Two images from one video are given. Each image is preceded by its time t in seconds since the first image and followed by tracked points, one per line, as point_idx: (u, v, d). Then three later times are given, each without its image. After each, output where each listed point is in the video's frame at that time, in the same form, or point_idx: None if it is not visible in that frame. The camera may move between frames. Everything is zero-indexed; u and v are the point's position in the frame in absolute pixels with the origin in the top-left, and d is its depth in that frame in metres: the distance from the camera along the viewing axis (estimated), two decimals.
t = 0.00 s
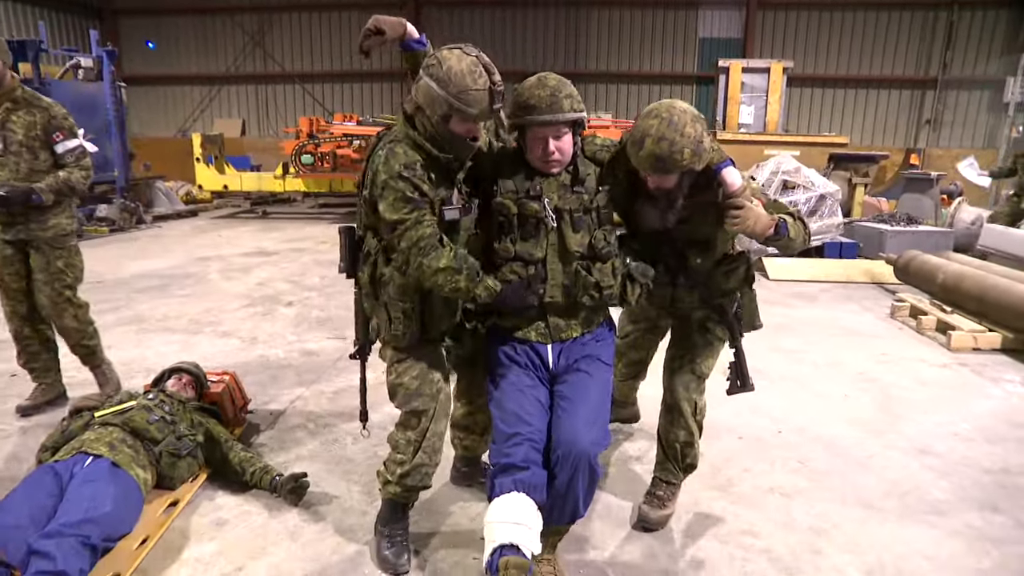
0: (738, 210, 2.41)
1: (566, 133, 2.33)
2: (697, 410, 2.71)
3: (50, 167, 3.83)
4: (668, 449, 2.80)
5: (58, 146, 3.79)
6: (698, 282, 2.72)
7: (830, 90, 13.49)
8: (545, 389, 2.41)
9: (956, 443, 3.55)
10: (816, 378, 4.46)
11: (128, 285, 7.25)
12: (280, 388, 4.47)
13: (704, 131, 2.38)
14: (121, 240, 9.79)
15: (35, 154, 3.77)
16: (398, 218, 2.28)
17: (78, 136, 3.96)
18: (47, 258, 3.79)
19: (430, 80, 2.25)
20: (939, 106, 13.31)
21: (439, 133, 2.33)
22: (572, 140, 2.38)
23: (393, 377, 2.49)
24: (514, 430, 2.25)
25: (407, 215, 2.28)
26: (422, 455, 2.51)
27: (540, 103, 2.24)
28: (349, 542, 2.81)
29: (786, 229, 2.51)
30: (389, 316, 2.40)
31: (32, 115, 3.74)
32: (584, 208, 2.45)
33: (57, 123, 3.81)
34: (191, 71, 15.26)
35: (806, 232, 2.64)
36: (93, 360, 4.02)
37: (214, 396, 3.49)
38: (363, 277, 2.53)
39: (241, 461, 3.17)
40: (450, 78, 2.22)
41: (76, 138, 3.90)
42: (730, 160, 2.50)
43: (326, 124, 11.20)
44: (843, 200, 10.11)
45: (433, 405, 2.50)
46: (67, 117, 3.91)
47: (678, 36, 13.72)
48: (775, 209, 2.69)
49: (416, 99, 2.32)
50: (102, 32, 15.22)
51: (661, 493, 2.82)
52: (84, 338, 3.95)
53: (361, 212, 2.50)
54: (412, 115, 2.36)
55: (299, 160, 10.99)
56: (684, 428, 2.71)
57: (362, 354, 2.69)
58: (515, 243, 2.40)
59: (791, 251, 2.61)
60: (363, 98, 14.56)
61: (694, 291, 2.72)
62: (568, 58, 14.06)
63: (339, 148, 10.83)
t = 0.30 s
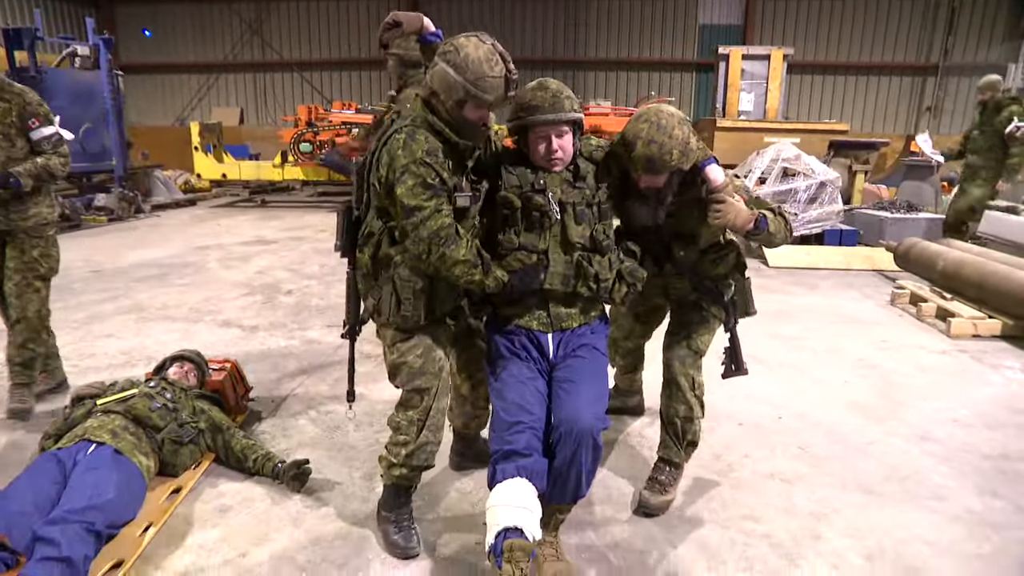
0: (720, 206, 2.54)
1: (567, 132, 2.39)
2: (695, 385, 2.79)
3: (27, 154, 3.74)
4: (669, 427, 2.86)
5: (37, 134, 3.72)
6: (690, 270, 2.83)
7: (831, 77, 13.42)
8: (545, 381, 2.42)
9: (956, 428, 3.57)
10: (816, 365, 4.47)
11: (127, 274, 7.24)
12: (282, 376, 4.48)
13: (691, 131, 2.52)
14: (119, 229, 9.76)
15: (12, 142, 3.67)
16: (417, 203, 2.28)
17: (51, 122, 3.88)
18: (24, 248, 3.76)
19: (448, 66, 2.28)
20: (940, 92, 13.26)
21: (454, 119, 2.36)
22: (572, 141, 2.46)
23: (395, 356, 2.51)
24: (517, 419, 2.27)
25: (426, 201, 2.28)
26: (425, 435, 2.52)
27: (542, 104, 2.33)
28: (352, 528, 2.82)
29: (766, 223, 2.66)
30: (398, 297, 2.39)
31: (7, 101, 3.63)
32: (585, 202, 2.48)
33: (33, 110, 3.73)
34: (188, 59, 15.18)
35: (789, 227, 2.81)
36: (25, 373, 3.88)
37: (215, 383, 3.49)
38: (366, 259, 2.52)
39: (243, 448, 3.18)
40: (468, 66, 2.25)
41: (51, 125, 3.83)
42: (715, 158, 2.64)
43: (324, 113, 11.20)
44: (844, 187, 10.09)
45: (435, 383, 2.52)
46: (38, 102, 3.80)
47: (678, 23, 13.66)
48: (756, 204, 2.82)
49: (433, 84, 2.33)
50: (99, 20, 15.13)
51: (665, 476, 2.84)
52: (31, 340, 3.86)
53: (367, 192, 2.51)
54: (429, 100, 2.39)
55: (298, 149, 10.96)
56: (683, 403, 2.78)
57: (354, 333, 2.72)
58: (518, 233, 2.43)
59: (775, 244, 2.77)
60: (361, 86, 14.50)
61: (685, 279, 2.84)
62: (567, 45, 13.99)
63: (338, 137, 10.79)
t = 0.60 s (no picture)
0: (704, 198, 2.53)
1: (558, 130, 2.46)
2: (699, 368, 2.82)
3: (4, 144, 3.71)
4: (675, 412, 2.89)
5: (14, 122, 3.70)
6: (694, 263, 2.89)
7: (833, 62, 13.34)
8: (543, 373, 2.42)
9: (955, 412, 3.58)
10: (817, 350, 4.47)
11: (127, 260, 7.23)
12: (283, 362, 4.48)
13: (679, 128, 2.56)
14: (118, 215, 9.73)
15: None
16: (418, 180, 2.30)
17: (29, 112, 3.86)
18: None
19: (462, 52, 2.32)
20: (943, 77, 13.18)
21: (467, 105, 2.40)
22: (564, 141, 2.51)
23: (399, 333, 2.54)
24: (518, 407, 2.27)
25: (426, 179, 2.30)
26: (428, 408, 2.54)
27: (531, 103, 2.41)
28: (354, 512, 2.84)
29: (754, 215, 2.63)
30: (399, 275, 2.45)
31: None
32: (577, 189, 2.52)
33: (10, 98, 3.71)
34: (187, 44, 15.08)
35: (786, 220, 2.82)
36: None
37: (216, 369, 3.50)
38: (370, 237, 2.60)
39: (244, 434, 3.18)
40: (483, 53, 2.30)
41: (28, 114, 3.80)
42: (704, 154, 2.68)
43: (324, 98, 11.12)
44: (846, 172, 10.04)
45: (438, 357, 2.54)
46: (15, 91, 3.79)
47: (679, 7, 13.55)
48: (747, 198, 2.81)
49: (448, 68, 2.36)
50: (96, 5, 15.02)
51: (672, 464, 2.85)
52: None
53: (377, 173, 2.56)
54: (442, 84, 2.41)
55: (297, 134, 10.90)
56: (687, 386, 2.81)
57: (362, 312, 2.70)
58: (512, 215, 2.48)
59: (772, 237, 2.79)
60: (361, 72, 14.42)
61: (686, 269, 2.89)
62: (568, 30, 13.89)
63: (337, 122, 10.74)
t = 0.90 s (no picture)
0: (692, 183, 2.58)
1: (556, 129, 2.56)
2: (699, 352, 2.81)
3: None
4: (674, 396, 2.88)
5: None
6: (691, 244, 2.92)
7: (837, 46, 13.24)
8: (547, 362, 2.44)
9: (955, 399, 3.58)
10: (819, 336, 4.48)
11: (128, 247, 7.21)
12: (285, 348, 4.48)
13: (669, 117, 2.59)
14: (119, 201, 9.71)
15: None
16: (415, 166, 2.39)
17: None
18: None
19: (472, 38, 2.36)
20: (949, 62, 13.05)
21: (470, 94, 2.48)
22: (562, 140, 2.61)
23: (409, 310, 2.69)
24: (522, 393, 2.29)
25: (423, 165, 2.40)
26: (447, 373, 2.69)
27: (528, 105, 2.53)
28: (356, 498, 2.84)
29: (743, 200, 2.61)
30: (391, 257, 2.58)
31: None
32: (574, 180, 2.57)
33: None
34: (186, 29, 14.98)
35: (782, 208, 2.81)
36: None
37: (217, 355, 3.50)
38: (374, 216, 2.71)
39: (245, 419, 3.19)
40: (494, 43, 2.34)
41: None
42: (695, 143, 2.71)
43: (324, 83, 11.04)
44: (849, 158, 9.99)
45: (450, 328, 2.67)
46: None
47: None
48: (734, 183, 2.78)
49: (454, 56, 2.42)
50: None
51: (673, 449, 2.85)
52: None
53: (379, 153, 2.66)
54: (445, 70, 2.48)
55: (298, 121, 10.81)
56: (685, 369, 2.81)
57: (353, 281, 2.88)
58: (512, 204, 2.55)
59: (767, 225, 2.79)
60: (362, 57, 14.33)
61: (685, 258, 2.95)
62: (570, 15, 13.76)
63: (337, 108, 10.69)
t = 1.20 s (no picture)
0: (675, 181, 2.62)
1: (546, 133, 2.63)
2: (693, 339, 2.81)
3: None
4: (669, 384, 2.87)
5: None
6: (681, 244, 2.95)
7: (837, 37, 13.21)
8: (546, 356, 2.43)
9: (955, 389, 3.58)
10: (821, 327, 4.48)
11: (127, 241, 7.20)
12: (285, 341, 4.48)
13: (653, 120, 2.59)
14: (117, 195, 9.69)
15: None
16: (412, 159, 2.44)
17: None
18: None
19: (468, 44, 2.39)
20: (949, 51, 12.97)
21: (467, 94, 2.52)
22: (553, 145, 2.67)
23: (412, 301, 2.66)
24: (525, 383, 2.29)
25: (420, 158, 2.44)
26: (454, 364, 2.65)
27: (518, 113, 2.61)
28: (357, 491, 2.84)
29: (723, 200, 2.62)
30: (394, 247, 2.61)
31: None
32: (566, 179, 2.59)
33: None
34: (184, 23, 14.92)
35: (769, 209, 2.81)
36: None
37: (216, 348, 3.50)
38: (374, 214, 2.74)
39: (246, 413, 3.19)
40: (491, 47, 2.37)
41: None
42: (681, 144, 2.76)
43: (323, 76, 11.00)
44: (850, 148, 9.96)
45: (455, 318, 2.64)
46: None
47: None
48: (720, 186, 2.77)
49: (452, 57, 2.45)
50: None
51: (672, 440, 2.85)
52: None
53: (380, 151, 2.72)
54: (443, 70, 2.52)
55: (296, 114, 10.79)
56: (681, 355, 2.80)
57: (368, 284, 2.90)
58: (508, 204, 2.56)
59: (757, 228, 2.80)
60: (361, 50, 14.28)
61: (677, 256, 2.95)
62: (570, 7, 13.69)
63: (336, 101, 10.66)
